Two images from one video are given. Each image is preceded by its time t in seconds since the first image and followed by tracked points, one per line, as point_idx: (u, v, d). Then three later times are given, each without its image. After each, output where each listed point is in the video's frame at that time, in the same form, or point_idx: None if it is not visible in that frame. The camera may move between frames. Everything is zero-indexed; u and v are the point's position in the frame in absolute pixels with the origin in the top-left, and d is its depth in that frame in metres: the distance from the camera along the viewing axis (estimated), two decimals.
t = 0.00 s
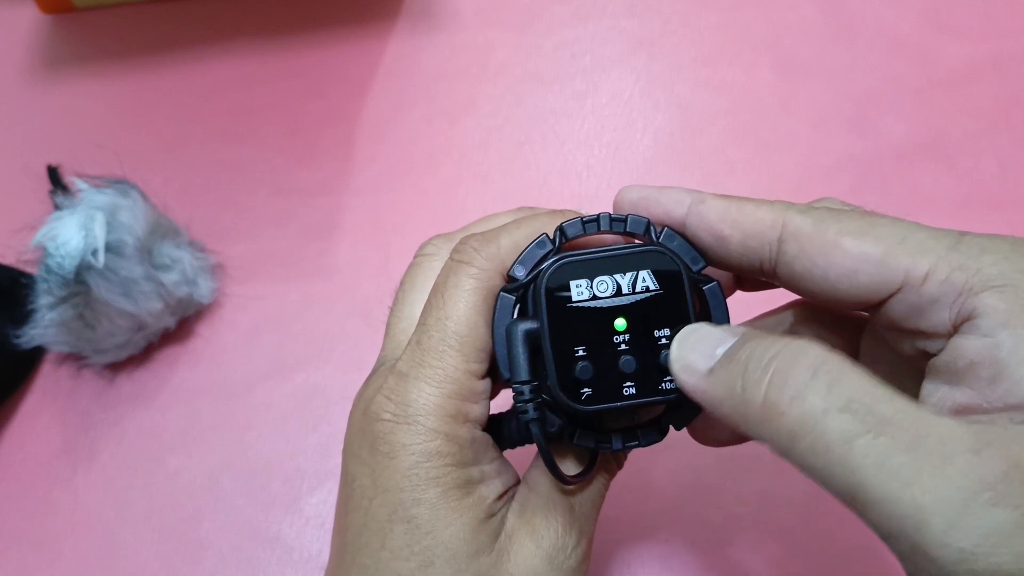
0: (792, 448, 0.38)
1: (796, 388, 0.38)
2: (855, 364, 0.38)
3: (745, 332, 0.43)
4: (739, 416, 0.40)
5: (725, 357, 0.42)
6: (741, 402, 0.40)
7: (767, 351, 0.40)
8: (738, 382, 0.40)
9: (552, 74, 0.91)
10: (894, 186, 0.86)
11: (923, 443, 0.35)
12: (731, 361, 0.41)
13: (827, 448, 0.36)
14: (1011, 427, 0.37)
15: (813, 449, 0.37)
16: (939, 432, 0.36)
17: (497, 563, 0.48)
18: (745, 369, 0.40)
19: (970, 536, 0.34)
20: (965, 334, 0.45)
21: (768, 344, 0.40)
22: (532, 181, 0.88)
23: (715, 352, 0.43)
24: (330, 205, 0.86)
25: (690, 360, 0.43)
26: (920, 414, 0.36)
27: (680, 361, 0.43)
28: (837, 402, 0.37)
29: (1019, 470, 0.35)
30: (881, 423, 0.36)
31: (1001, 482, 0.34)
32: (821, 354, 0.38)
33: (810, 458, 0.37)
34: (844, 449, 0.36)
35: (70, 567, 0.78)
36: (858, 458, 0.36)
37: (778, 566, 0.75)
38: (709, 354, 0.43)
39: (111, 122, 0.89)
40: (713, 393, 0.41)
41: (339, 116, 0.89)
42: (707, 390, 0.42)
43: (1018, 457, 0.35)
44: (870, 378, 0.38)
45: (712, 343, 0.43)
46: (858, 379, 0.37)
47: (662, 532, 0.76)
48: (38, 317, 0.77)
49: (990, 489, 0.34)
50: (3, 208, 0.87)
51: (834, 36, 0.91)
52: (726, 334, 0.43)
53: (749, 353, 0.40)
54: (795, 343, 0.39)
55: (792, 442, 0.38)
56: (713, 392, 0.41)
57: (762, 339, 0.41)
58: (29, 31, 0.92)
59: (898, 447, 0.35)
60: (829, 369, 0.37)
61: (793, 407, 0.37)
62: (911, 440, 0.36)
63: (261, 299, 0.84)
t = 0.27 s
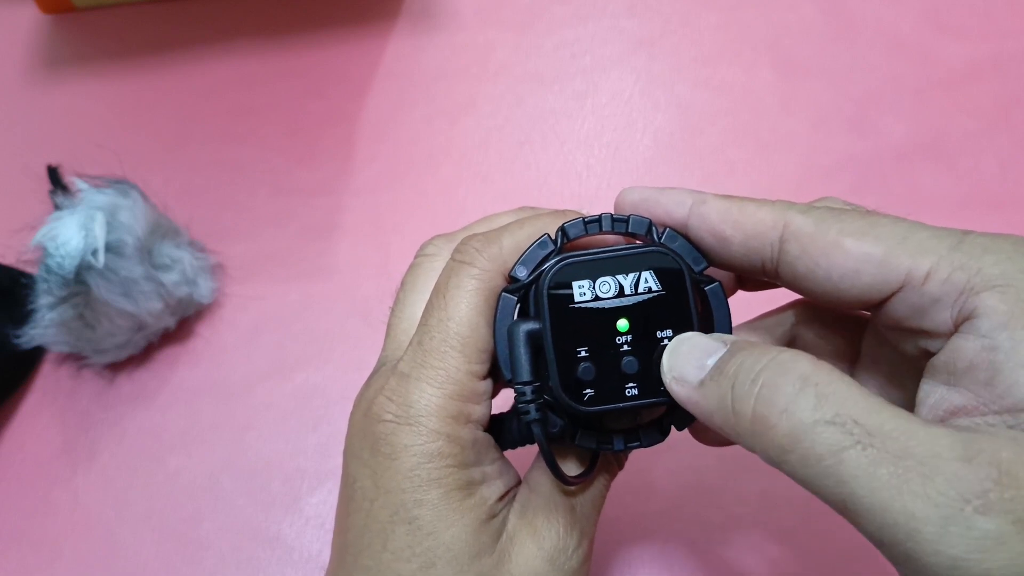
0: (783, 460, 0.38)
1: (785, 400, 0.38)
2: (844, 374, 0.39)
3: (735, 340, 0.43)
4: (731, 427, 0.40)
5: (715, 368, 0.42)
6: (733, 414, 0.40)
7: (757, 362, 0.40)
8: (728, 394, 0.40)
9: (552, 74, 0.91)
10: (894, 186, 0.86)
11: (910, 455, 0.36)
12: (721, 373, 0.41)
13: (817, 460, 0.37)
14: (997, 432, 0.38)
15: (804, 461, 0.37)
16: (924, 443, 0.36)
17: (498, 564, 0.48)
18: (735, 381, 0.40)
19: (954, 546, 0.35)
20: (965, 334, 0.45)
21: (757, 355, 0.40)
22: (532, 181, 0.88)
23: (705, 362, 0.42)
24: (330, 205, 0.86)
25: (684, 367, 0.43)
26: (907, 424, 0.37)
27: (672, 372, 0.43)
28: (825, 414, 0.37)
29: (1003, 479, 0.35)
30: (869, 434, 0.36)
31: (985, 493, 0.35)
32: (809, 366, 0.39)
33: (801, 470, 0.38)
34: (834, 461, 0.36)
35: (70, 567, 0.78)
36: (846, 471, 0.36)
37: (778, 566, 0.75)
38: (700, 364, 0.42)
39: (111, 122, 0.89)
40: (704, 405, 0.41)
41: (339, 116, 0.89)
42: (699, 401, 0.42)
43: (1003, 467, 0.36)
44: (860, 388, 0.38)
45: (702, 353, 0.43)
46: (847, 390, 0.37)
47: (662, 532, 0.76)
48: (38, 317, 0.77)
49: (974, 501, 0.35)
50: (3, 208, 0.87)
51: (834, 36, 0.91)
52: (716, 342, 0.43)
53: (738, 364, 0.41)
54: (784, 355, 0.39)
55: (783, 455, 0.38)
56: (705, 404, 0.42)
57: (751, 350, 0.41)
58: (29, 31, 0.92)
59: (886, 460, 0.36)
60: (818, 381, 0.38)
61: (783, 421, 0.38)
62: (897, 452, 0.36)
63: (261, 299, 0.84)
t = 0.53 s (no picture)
0: (780, 459, 0.38)
1: (781, 399, 0.38)
2: (841, 372, 0.39)
3: (734, 339, 0.43)
4: (729, 426, 0.41)
5: (713, 368, 0.42)
6: (731, 413, 0.40)
7: (753, 361, 0.40)
8: (725, 394, 0.40)
9: (552, 74, 0.91)
10: (894, 186, 0.86)
11: (904, 454, 0.36)
12: (719, 372, 0.41)
13: (813, 459, 0.37)
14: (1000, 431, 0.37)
15: (800, 460, 0.37)
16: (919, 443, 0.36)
17: (501, 565, 0.48)
18: (732, 380, 0.40)
19: (947, 544, 0.35)
20: (965, 334, 0.45)
21: (754, 353, 0.40)
22: (532, 181, 0.88)
23: (703, 361, 0.42)
24: (330, 205, 0.86)
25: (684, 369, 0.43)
26: (903, 423, 0.37)
27: (672, 372, 0.43)
28: (820, 412, 0.37)
29: (998, 479, 0.35)
30: (864, 433, 0.37)
31: (979, 491, 0.35)
32: (806, 364, 0.39)
33: (798, 468, 0.38)
34: (829, 459, 0.37)
35: (70, 567, 0.78)
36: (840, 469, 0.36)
37: (779, 566, 0.75)
38: (698, 364, 0.42)
39: (111, 122, 0.89)
40: (702, 404, 0.42)
41: (339, 116, 0.89)
42: (696, 400, 0.42)
43: (998, 466, 0.35)
44: (857, 387, 0.38)
45: (700, 351, 0.43)
46: (843, 388, 0.38)
47: (662, 532, 0.76)
48: (38, 317, 0.77)
49: (967, 499, 0.35)
50: (3, 208, 0.87)
51: (834, 36, 0.91)
52: (716, 341, 0.43)
53: (735, 363, 0.41)
54: (781, 353, 0.39)
55: (780, 454, 0.38)
56: (703, 403, 0.42)
57: (747, 348, 0.41)
58: (29, 31, 0.92)
59: (881, 459, 0.36)
60: (814, 380, 0.38)
61: (779, 419, 0.38)
62: (891, 451, 0.36)
63: (261, 299, 0.84)
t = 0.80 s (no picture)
0: (779, 458, 0.38)
1: (781, 399, 0.38)
2: (842, 373, 0.39)
3: (734, 339, 0.43)
4: (727, 424, 0.41)
5: (713, 368, 0.42)
6: (730, 412, 0.40)
7: (754, 361, 0.40)
8: (724, 393, 0.40)
9: (552, 74, 0.91)
10: (894, 186, 0.86)
11: (905, 455, 0.36)
12: (719, 372, 0.41)
13: (812, 459, 0.37)
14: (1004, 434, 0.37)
15: (798, 460, 0.37)
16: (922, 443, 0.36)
17: (501, 566, 0.48)
18: (732, 380, 0.40)
19: (947, 545, 0.35)
20: (966, 334, 0.44)
21: (754, 354, 0.40)
22: (532, 181, 0.88)
23: (703, 360, 0.42)
24: (330, 205, 0.86)
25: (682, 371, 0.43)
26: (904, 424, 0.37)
27: (671, 371, 0.43)
28: (820, 412, 0.37)
29: (1001, 481, 0.35)
30: (865, 433, 0.37)
31: (982, 493, 0.35)
32: (807, 364, 0.39)
33: (797, 468, 0.38)
34: (829, 459, 0.37)
35: (70, 567, 0.78)
36: (839, 469, 0.36)
37: (779, 566, 0.75)
38: (698, 364, 0.42)
39: (111, 122, 0.89)
40: (701, 403, 0.42)
41: (339, 116, 0.89)
42: (695, 399, 0.42)
43: (1001, 467, 0.35)
44: (858, 386, 0.38)
45: (700, 351, 0.43)
46: (844, 388, 0.38)
47: (662, 532, 0.76)
48: (38, 316, 0.77)
49: (970, 501, 0.35)
50: (4, 208, 0.87)
51: (834, 36, 0.91)
52: (716, 341, 0.43)
53: (736, 363, 0.41)
54: (782, 352, 0.39)
55: (779, 453, 0.38)
56: (701, 403, 0.42)
57: (748, 349, 0.41)
58: (29, 31, 0.92)
59: (882, 459, 0.36)
60: (815, 380, 0.38)
61: (778, 418, 0.38)
62: (893, 452, 0.36)
63: (261, 299, 0.84)
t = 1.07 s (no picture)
0: (773, 511, 0.38)
1: (770, 451, 0.38)
2: (824, 416, 0.39)
3: (714, 386, 0.42)
4: (715, 479, 0.40)
5: (696, 420, 0.41)
6: (719, 468, 0.40)
7: (738, 411, 0.40)
8: (711, 447, 0.40)
9: (552, 74, 0.91)
10: (894, 186, 0.86)
11: (902, 497, 0.37)
12: (703, 426, 0.41)
13: (808, 512, 0.37)
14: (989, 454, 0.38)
15: (795, 513, 0.38)
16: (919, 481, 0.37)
17: (503, 565, 0.48)
18: (718, 433, 0.40)
19: None
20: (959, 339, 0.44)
21: (737, 403, 0.40)
22: (532, 180, 0.88)
23: (686, 414, 0.42)
24: (330, 205, 0.86)
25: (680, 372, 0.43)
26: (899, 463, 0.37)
27: (654, 423, 0.43)
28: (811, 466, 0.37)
29: (1002, 515, 0.36)
30: (858, 479, 0.37)
31: (985, 531, 0.36)
32: (790, 412, 0.39)
33: (793, 521, 0.38)
34: (826, 511, 0.37)
35: (70, 567, 0.78)
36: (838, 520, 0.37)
37: (779, 566, 0.75)
38: (681, 416, 0.42)
39: (111, 122, 0.89)
40: (689, 457, 0.41)
41: (339, 116, 0.89)
42: (682, 451, 0.42)
43: (1005, 501, 0.36)
44: (843, 429, 0.38)
45: (682, 401, 0.42)
46: (832, 436, 0.38)
47: (663, 532, 0.76)
48: (38, 317, 0.77)
49: (972, 541, 0.36)
50: (3, 208, 0.87)
51: (834, 36, 0.91)
52: (696, 388, 0.43)
53: (720, 414, 0.40)
54: (765, 401, 0.39)
55: (773, 507, 0.38)
56: (689, 457, 0.41)
57: (731, 397, 0.41)
58: (29, 31, 0.92)
59: (877, 504, 0.37)
60: (801, 430, 0.38)
61: (769, 473, 0.38)
62: (892, 494, 0.37)
63: (261, 299, 0.84)
